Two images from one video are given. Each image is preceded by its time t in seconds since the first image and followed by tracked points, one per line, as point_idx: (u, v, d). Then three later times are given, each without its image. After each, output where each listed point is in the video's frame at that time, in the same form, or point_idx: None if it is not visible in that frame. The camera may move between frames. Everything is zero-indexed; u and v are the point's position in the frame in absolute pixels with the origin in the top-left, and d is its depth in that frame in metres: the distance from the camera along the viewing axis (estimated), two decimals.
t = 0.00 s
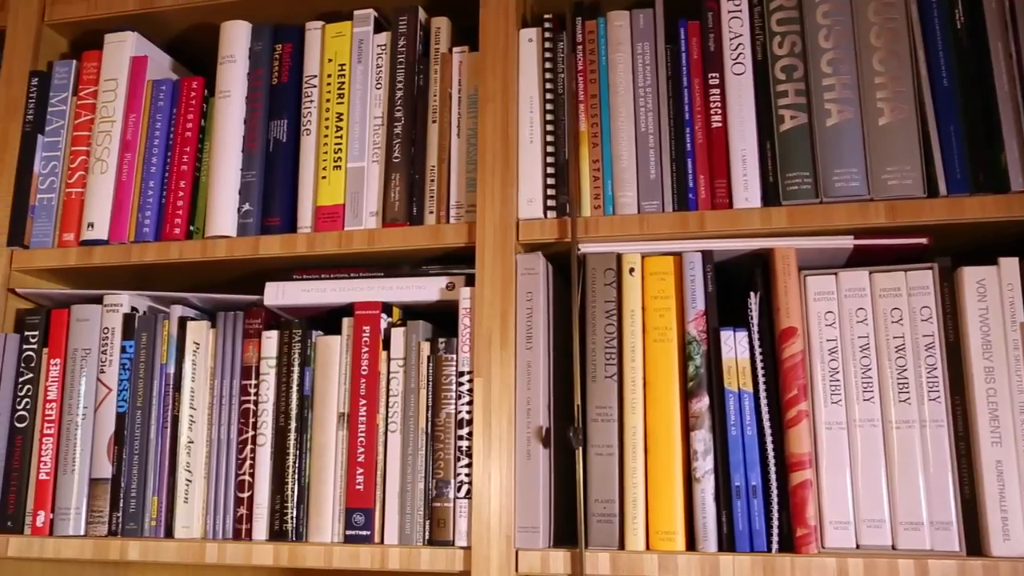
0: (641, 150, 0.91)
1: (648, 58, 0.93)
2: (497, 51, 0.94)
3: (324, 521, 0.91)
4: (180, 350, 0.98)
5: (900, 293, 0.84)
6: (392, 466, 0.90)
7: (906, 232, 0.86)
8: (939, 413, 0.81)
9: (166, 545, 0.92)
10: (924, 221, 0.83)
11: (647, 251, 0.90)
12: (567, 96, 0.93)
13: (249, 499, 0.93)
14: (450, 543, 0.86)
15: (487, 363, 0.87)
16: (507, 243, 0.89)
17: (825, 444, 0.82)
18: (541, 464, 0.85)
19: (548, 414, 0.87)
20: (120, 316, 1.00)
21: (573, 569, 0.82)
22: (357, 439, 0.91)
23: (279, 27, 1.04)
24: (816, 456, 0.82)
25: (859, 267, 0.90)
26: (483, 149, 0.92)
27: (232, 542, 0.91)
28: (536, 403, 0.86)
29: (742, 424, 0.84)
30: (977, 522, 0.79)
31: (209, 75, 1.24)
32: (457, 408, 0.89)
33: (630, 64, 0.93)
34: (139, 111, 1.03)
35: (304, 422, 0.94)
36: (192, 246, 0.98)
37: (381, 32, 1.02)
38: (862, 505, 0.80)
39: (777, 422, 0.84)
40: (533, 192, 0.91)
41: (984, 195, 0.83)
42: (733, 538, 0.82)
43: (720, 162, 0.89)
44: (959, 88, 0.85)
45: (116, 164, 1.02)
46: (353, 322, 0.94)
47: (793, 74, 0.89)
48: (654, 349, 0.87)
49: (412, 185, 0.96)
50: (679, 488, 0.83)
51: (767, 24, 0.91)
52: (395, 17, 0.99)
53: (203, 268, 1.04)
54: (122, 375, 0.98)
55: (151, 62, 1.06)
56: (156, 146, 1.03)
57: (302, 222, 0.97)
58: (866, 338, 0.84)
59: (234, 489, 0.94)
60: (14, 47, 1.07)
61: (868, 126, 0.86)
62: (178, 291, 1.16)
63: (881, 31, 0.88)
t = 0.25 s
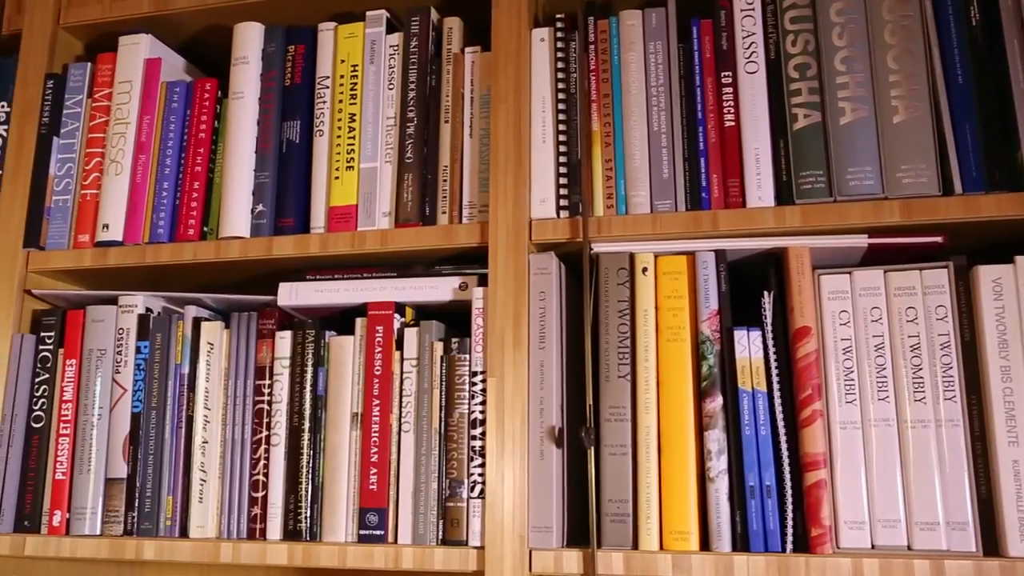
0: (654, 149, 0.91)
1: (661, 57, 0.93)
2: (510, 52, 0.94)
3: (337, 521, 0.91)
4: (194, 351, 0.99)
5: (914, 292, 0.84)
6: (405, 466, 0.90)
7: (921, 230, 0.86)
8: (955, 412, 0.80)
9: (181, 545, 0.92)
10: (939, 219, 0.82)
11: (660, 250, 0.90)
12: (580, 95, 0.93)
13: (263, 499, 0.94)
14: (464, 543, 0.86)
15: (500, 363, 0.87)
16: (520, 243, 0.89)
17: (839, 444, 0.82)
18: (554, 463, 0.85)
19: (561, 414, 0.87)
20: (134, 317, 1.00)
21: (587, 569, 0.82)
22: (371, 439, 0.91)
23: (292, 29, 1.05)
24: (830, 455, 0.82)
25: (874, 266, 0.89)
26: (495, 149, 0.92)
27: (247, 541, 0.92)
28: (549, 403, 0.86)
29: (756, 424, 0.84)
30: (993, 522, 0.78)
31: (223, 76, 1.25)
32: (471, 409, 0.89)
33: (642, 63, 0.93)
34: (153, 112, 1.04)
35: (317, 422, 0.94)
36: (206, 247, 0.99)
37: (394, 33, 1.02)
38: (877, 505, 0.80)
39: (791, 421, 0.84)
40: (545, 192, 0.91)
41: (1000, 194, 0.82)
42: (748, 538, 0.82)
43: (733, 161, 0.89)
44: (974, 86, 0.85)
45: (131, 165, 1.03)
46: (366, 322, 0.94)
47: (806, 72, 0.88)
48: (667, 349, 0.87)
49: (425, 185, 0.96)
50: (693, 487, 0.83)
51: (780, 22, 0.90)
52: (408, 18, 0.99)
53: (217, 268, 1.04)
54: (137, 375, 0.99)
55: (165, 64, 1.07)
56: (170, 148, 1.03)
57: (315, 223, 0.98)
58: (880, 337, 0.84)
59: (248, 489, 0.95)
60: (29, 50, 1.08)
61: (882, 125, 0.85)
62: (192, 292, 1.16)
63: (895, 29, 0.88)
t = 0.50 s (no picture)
0: (666, 149, 0.91)
1: (672, 56, 0.93)
2: (521, 52, 0.94)
3: (350, 521, 0.91)
4: (207, 351, 0.99)
5: (928, 291, 0.83)
6: (418, 466, 0.90)
7: (935, 229, 0.86)
8: (970, 412, 0.80)
9: (195, 544, 0.93)
10: (953, 218, 0.82)
11: (673, 250, 0.90)
12: (591, 95, 0.93)
13: (276, 499, 0.94)
14: (476, 542, 0.86)
15: (512, 363, 0.87)
16: (532, 242, 0.89)
17: (853, 444, 0.82)
18: (566, 463, 0.85)
19: (573, 414, 0.87)
20: (148, 317, 1.01)
21: (599, 569, 0.82)
22: (383, 439, 0.91)
23: (303, 30, 1.05)
24: (844, 455, 0.82)
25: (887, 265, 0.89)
26: (507, 149, 0.92)
27: (260, 541, 0.92)
28: (562, 403, 0.86)
29: (769, 424, 0.83)
30: (1009, 522, 0.78)
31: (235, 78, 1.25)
32: (483, 408, 0.89)
33: (654, 62, 0.93)
34: (166, 113, 1.05)
35: (330, 422, 0.94)
36: (219, 248, 0.99)
37: (405, 34, 1.02)
38: (891, 504, 0.80)
39: (804, 420, 0.83)
40: (557, 192, 0.91)
41: (1015, 191, 0.81)
42: (761, 538, 0.81)
43: (745, 160, 0.88)
44: (988, 83, 0.84)
45: (144, 167, 1.03)
46: (378, 322, 0.95)
47: (819, 70, 0.88)
48: (679, 348, 0.86)
49: (437, 185, 0.96)
50: (706, 487, 0.83)
51: (792, 20, 0.90)
52: (419, 18, 1.00)
53: (229, 269, 1.05)
54: (151, 375, 0.99)
55: (178, 65, 1.07)
56: (183, 149, 1.04)
57: (327, 224, 0.98)
58: (894, 336, 0.83)
59: (261, 489, 0.95)
60: (43, 52, 1.08)
61: (896, 123, 0.85)
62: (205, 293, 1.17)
63: (908, 27, 0.87)
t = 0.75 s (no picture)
0: (677, 148, 0.90)
1: (683, 55, 0.92)
2: (532, 52, 0.94)
3: (362, 521, 0.91)
4: (220, 351, 1.00)
5: (942, 290, 0.83)
6: (430, 466, 0.90)
7: (948, 227, 0.85)
8: (984, 411, 0.79)
9: (208, 544, 0.93)
10: (967, 216, 0.82)
11: (684, 250, 0.90)
12: (602, 94, 0.93)
13: (289, 499, 0.94)
14: (488, 542, 0.86)
15: (524, 363, 0.87)
16: (543, 242, 0.89)
17: (866, 444, 0.81)
18: (578, 463, 0.85)
19: (585, 413, 0.87)
20: (161, 318, 1.01)
21: (611, 569, 0.82)
22: (395, 439, 0.92)
23: (314, 30, 1.05)
24: (857, 455, 0.81)
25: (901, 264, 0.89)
26: (518, 149, 0.92)
27: (273, 541, 0.92)
28: (574, 402, 0.86)
29: (782, 423, 0.83)
30: None
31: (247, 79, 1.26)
32: (495, 408, 0.89)
33: (665, 62, 0.93)
34: (178, 115, 1.05)
35: (342, 422, 0.94)
36: (231, 249, 0.99)
37: (416, 34, 1.02)
38: (905, 504, 0.79)
39: (817, 420, 0.83)
40: (568, 192, 0.91)
41: None
42: (774, 538, 0.81)
43: (757, 159, 0.88)
44: (1002, 80, 0.84)
45: (156, 168, 1.04)
46: (390, 322, 0.95)
47: (831, 69, 0.88)
48: (692, 348, 0.86)
49: (448, 185, 0.96)
50: (718, 487, 0.83)
51: (804, 18, 0.90)
52: (430, 19, 1.00)
53: (242, 270, 1.05)
54: (164, 375, 1.00)
55: (190, 66, 1.08)
56: (196, 150, 1.04)
57: (339, 224, 0.98)
58: (907, 335, 0.83)
59: (273, 489, 0.95)
60: (56, 54, 1.09)
61: (909, 121, 0.85)
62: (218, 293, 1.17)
63: (921, 24, 0.87)
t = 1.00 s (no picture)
0: (688, 147, 0.90)
1: (694, 54, 0.92)
2: (542, 53, 0.94)
3: (375, 521, 0.91)
4: (232, 352, 1.00)
5: (955, 288, 0.82)
6: (441, 466, 0.90)
7: (962, 225, 0.85)
8: (998, 411, 0.79)
9: (221, 544, 0.93)
10: (980, 214, 0.81)
11: (695, 249, 0.89)
12: (613, 94, 0.93)
13: (301, 498, 0.94)
14: (500, 542, 0.86)
15: (535, 363, 0.87)
16: (555, 241, 0.89)
17: (879, 443, 0.81)
18: (590, 462, 0.85)
19: (596, 413, 0.87)
20: (173, 318, 1.01)
21: (623, 569, 0.82)
22: (407, 439, 0.92)
23: (325, 31, 1.05)
24: (870, 454, 0.81)
25: (914, 262, 0.88)
26: (529, 149, 0.92)
27: (285, 541, 0.93)
28: (585, 402, 0.86)
29: (794, 422, 0.83)
30: None
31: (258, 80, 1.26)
32: (506, 408, 0.89)
33: (675, 61, 0.93)
34: (190, 116, 1.06)
35: (354, 422, 0.95)
36: (243, 249, 1.00)
37: (426, 34, 1.02)
38: (919, 504, 0.79)
39: (830, 420, 0.83)
40: (579, 192, 0.91)
41: None
42: (786, 538, 0.81)
43: (769, 157, 0.88)
44: (1015, 78, 0.83)
45: (169, 169, 1.04)
46: (401, 322, 0.95)
47: (843, 67, 0.88)
48: (704, 347, 0.86)
49: (459, 185, 0.96)
50: (730, 487, 0.83)
51: (815, 16, 0.90)
52: (440, 19, 1.00)
53: (254, 270, 1.05)
54: (177, 376, 1.00)
55: (202, 68, 1.08)
56: (207, 152, 1.04)
57: (350, 224, 0.98)
58: (921, 334, 0.82)
59: (286, 489, 0.95)
60: (69, 56, 1.10)
61: (921, 119, 0.84)
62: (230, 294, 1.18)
63: (934, 21, 0.86)
